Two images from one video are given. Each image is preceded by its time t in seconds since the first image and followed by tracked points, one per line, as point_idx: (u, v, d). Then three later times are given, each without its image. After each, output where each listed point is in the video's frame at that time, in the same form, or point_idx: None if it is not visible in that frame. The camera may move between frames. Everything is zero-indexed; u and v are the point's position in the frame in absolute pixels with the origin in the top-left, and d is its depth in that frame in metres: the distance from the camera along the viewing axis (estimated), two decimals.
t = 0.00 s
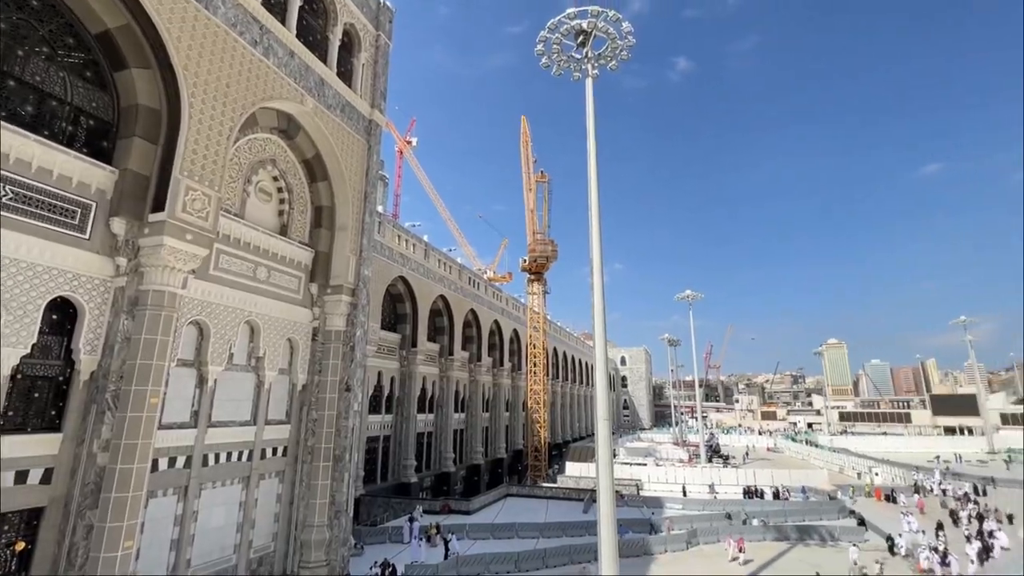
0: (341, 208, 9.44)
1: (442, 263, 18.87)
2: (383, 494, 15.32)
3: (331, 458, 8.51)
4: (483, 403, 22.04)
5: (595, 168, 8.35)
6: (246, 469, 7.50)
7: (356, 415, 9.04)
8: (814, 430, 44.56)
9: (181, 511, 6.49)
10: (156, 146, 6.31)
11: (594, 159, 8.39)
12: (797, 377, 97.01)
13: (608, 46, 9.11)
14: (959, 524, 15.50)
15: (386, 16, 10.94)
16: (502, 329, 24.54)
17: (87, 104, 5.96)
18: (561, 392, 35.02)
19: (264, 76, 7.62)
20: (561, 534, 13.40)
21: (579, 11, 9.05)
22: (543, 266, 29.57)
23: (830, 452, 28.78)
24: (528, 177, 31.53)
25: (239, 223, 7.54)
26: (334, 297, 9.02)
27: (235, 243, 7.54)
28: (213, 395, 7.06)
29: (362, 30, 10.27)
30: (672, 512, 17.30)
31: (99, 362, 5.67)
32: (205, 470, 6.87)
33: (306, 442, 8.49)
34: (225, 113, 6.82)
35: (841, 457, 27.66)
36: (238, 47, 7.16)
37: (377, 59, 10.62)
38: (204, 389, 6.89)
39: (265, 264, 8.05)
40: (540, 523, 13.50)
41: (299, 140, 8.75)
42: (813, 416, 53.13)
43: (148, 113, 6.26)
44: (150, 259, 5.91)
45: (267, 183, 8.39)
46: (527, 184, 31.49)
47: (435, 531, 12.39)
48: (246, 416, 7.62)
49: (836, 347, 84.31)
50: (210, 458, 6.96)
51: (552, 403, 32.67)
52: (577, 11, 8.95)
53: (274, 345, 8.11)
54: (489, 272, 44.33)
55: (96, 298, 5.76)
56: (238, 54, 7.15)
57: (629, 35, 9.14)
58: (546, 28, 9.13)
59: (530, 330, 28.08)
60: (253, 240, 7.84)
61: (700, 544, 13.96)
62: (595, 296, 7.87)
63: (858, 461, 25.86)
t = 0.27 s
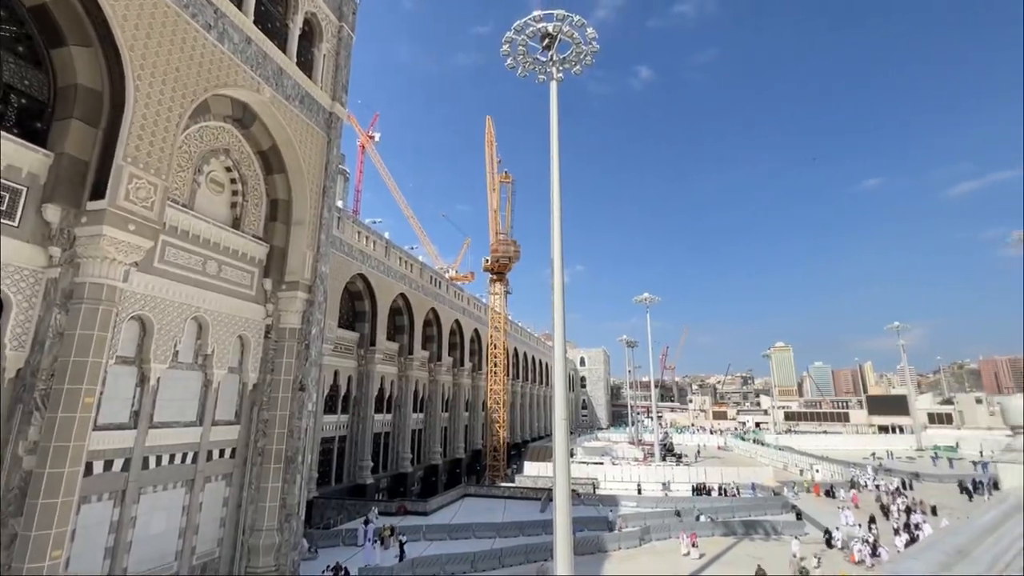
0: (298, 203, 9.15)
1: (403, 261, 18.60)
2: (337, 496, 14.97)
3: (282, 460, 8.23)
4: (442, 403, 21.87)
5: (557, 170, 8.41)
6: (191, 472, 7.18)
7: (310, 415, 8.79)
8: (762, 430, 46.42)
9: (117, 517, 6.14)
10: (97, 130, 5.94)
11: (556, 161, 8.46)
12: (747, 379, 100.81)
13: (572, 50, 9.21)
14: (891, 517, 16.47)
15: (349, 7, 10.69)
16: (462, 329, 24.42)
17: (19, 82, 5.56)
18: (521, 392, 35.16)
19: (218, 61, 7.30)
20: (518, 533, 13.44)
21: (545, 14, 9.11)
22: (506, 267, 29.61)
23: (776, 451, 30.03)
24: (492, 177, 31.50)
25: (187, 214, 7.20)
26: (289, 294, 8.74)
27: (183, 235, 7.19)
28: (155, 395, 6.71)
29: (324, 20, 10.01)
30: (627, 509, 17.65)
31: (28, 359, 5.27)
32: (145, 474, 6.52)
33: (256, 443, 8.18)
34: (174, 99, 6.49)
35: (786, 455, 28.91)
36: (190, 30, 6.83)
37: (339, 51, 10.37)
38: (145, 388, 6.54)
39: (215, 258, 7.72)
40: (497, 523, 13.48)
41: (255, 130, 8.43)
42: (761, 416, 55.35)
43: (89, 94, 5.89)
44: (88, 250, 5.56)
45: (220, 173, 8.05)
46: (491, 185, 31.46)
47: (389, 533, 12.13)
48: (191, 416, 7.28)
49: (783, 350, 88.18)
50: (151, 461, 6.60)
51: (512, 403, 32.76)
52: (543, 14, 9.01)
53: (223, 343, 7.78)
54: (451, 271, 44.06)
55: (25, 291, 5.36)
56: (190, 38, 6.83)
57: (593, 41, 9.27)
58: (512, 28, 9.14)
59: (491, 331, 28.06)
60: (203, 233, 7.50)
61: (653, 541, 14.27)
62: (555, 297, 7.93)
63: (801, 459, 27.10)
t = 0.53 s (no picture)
0: (248, 194, 8.78)
1: (358, 257, 18.19)
2: (284, 499, 14.48)
3: (225, 462, 7.89)
4: (396, 402, 21.53)
5: (517, 172, 8.43)
6: (123, 476, 6.78)
7: (256, 415, 8.45)
8: (708, 428, 48.25)
9: (37, 525, 5.71)
10: (22, 107, 5.50)
11: (517, 162, 8.48)
12: (695, 379, 104.45)
13: (534, 52, 9.26)
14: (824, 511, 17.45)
15: None
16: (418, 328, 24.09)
17: None
18: (476, 392, 35.12)
19: (162, 41, 6.91)
20: (470, 534, 13.41)
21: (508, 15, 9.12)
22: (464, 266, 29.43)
23: (721, 449, 31.27)
24: (452, 175, 31.28)
25: (125, 201, 6.78)
26: (235, 289, 8.38)
27: (119, 224, 6.77)
28: (84, 394, 6.28)
29: (280, 6, 9.64)
30: (578, 507, 17.92)
31: None
32: (70, 478, 6.10)
33: (196, 445, 7.80)
34: (111, 78, 6.10)
35: (730, 453, 30.12)
36: (132, 6, 6.44)
37: (295, 39, 10.02)
38: (71, 387, 6.12)
39: (155, 249, 7.31)
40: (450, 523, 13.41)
41: (202, 117, 8.03)
42: (708, 415, 57.53)
43: (14, 68, 5.45)
44: (10, 237, 5.17)
45: (162, 160, 7.62)
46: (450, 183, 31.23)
47: (337, 536, 11.69)
48: (125, 417, 6.86)
49: (729, 352, 91.86)
50: (77, 465, 6.18)
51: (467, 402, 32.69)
52: (506, 15, 9.02)
53: (162, 339, 7.37)
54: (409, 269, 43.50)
55: None
56: (132, 14, 6.44)
57: (555, 45, 9.36)
58: (475, 27, 9.12)
59: (447, 330, 27.83)
60: (141, 222, 7.09)
61: (603, 538, 14.56)
62: (513, 298, 7.95)
63: (744, 456, 28.32)
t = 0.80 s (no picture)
0: (188, 181, 8.30)
1: (307, 251, 17.56)
2: (221, 502, 13.83)
3: (155, 464, 7.43)
4: (344, 401, 20.99)
5: (474, 170, 8.38)
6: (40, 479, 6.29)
7: (192, 414, 8.01)
8: (654, 427, 49.78)
9: None
10: None
11: (473, 161, 8.43)
12: (643, 379, 107.48)
13: (494, 52, 9.23)
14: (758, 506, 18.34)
15: None
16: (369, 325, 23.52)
17: None
18: (427, 391, 34.74)
19: (94, 12, 6.46)
20: (418, 534, 13.26)
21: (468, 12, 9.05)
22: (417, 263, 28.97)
23: (665, 447, 32.32)
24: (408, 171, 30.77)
25: (47, 183, 6.29)
26: (171, 282, 7.91)
27: (40, 207, 6.28)
28: None
29: None
30: (527, 506, 18.05)
31: None
32: None
33: (124, 446, 7.32)
34: (33, 47, 5.63)
35: (673, 451, 31.15)
36: None
37: (244, 21, 9.56)
38: None
39: (81, 236, 6.80)
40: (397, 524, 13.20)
41: (138, 97, 7.55)
42: (654, 414, 59.34)
43: None
44: None
45: (91, 140, 7.10)
46: (406, 179, 30.71)
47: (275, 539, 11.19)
48: (42, 417, 6.35)
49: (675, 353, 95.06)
50: None
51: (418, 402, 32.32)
52: (466, 12, 8.95)
53: (87, 333, 6.87)
54: (361, 264, 42.48)
55: None
56: None
57: (514, 46, 9.37)
58: (434, 22, 9.00)
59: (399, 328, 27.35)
60: (66, 206, 6.60)
61: (550, 535, 14.74)
62: (466, 297, 7.90)
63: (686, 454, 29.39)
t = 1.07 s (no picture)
0: (117, 161, 7.70)
1: (249, 242, 16.74)
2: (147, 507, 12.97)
3: (70, 467, 6.89)
4: (285, 399, 20.21)
5: (427, 165, 8.25)
6: None
7: (114, 413, 7.46)
8: (599, 426, 50.95)
9: None
10: None
11: (427, 157, 8.30)
12: (589, 379, 109.70)
13: (450, 48, 9.13)
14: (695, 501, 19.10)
15: None
16: (314, 321, 22.65)
17: None
18: (374, 389, 34.03)
19: None
20: (360, 535, 12.96)
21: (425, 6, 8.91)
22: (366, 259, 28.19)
23: (609, 445, 33.13)
24: (359, 164, 29.98)
25: None
26: (94, 270, 7.33)
27: None
28: None
29: None
30: (473, 505, 18.00)
31: None
32: None
33: (33, 448, 6.68)
34: None
35: (617, 449, 31.94)
36: None
37: None
38: None
39: None
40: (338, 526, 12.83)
41: (60, 67, 6.96)
42: (599, 413, 60.71)
43: None
44: None
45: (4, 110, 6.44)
46: (356, 172, 29.91)
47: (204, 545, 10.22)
48: None
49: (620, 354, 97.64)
50: None
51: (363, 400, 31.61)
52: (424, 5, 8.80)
53: None
54: (306, 258, 41.02)
55: None
56: None
57: (471, 43, 9.31)
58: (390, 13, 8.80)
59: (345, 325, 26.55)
60: None
61: (495, 533, 14.76)
62: (416, 294, 7.76)
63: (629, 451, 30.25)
